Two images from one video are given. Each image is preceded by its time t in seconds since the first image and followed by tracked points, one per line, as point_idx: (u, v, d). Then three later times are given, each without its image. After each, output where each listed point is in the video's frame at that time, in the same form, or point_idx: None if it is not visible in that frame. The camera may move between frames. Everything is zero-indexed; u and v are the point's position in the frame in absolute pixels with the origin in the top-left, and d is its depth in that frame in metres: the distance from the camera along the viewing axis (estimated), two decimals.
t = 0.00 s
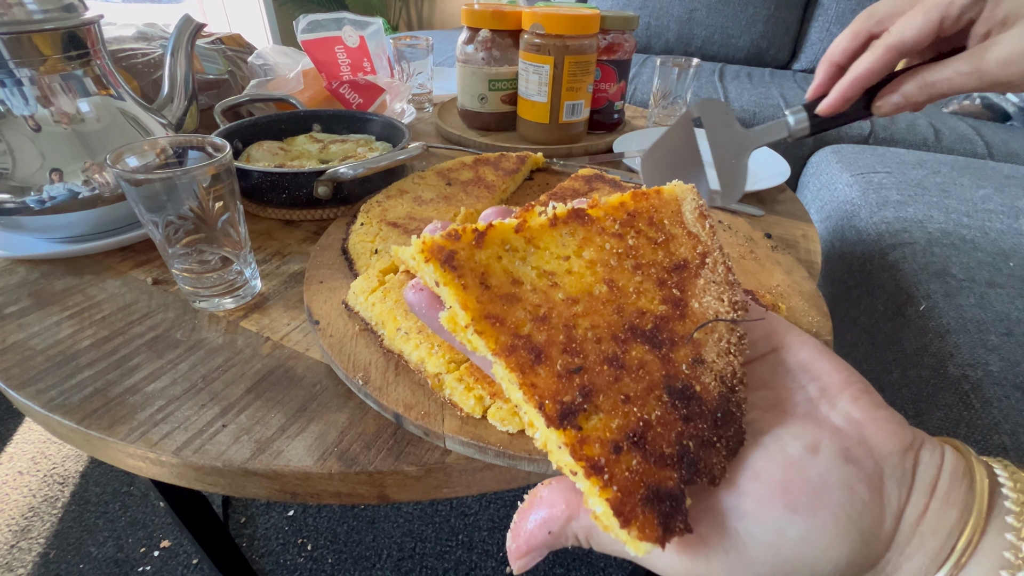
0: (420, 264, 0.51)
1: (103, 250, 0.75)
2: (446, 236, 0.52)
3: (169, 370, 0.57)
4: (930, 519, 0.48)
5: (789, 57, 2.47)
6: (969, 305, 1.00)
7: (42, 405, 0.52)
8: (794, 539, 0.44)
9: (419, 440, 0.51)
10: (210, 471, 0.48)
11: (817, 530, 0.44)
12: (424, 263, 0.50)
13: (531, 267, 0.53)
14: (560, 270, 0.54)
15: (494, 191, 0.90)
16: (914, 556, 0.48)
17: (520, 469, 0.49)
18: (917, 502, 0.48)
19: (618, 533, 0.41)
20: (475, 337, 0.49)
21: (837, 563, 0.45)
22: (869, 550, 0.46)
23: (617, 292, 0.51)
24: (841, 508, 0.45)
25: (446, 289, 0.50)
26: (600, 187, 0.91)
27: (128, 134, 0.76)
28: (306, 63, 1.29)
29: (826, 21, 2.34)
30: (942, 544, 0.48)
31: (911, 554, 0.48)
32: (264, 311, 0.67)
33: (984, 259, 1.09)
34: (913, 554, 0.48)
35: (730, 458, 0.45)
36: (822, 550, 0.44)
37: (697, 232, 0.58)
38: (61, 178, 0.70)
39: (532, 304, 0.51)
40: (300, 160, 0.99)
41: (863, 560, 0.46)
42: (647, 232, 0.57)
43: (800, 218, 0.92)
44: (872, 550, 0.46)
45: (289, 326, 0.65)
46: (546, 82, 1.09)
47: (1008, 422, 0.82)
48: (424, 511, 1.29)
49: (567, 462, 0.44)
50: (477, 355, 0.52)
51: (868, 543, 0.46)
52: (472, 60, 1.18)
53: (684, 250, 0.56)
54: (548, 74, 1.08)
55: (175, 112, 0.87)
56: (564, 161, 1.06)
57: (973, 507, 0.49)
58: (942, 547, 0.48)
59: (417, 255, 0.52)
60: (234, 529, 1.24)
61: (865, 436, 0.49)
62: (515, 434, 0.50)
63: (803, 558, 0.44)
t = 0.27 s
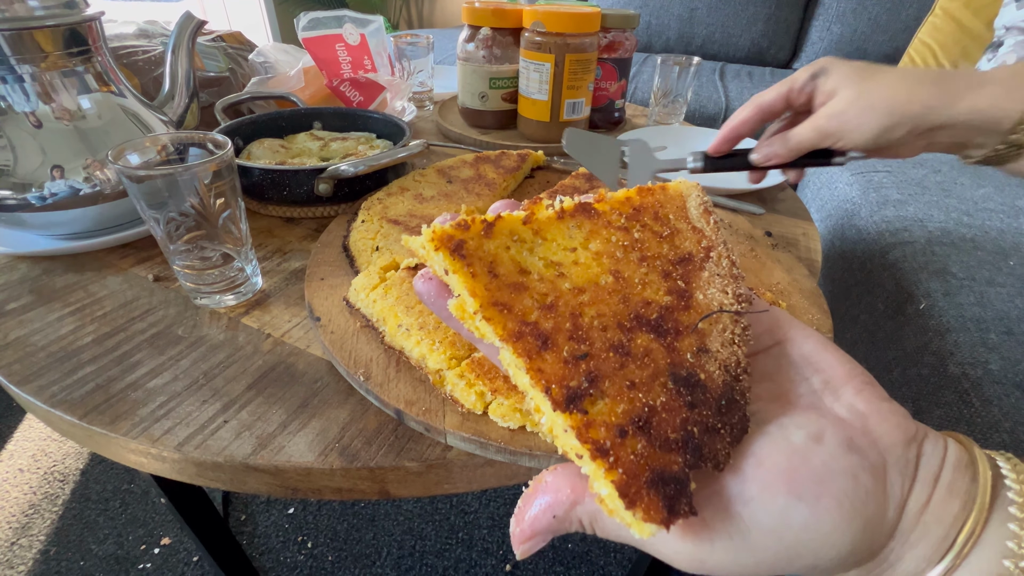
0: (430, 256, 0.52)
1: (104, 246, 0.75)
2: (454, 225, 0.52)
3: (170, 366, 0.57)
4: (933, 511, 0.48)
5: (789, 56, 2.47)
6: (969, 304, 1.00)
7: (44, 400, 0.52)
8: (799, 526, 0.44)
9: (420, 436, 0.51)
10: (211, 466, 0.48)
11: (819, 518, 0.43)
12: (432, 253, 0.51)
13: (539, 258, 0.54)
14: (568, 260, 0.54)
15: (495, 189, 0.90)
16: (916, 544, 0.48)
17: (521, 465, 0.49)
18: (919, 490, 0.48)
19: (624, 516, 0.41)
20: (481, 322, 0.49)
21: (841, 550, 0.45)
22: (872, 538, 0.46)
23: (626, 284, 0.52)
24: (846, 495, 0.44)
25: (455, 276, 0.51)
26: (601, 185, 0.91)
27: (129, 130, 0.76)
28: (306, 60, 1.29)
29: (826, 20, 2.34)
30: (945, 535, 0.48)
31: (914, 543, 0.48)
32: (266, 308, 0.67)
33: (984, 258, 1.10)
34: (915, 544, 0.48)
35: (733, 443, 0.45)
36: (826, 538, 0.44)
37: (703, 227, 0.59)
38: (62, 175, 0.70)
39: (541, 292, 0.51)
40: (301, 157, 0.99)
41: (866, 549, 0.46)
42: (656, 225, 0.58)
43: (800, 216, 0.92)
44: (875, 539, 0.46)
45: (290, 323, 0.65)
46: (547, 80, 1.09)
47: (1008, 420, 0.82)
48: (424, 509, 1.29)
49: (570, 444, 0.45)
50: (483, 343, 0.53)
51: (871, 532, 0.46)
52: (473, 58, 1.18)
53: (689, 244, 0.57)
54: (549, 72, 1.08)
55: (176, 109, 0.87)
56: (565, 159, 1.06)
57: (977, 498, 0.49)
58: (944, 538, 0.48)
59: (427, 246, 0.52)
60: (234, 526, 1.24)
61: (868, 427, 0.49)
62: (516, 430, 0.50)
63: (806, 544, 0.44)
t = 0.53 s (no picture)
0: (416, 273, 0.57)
1: (103, 245, 0.75)
2: (436, 251, 0.58)
3: (169, 365, 0.57)
4: (938, 500, 0.47)
5: (789, 55, 2.47)
6: (968, 303, 1.00)
7: (43, 399, 0.52)
8: (815, 502, 0.41)
9: (419, 434, 0.51)
10: (210, 464, 0.48)
11: (833, 493, 0.41)
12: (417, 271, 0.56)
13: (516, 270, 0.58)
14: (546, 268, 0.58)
15: (495, 188, 0.90)
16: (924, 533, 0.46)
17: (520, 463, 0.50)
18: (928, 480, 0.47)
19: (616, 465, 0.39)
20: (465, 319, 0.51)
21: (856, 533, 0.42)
22: (886, 520, 0.44)
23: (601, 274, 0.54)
24: (860, 477, 0.42)
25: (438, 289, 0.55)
26: (601, 184, 0.91)
27: (128, 129, 0.76)
28: (306, 59, 1.29)
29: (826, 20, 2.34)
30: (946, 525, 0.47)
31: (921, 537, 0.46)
32: (265, 307, 0.67)
33: (982, 258, 1.10)
34: (923, 536, 0.46)
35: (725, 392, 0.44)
36: (845, 516, 0.41)
37: (669, 227, 0.62)
38: (61, 173, 0.70)
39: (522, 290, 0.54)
40: (300, 156, 0.99)
41: (880, 534, 0.44)
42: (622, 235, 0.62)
43: (800, 215, 0.92)
44: (889, 527, 0.44)
45: (290, 322, 0.65)
46: (546, 80, 1.09)
47: (1006, 419, 0.82)
48: (423, 508, 1.29)
49: (555, 410, 0.44)
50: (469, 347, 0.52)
51: (886, 515, 0.44)
52: (472, 57, 1.18)
53: (657, 240, 0.60)
54: (548, 71, 1.08)
55: (176, 108, 0.87)
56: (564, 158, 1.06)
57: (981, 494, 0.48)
58: (949, 532, 0.47)
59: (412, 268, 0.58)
60: (234, 525, 1.24)
61: (870, 418, 0.48)
62: (516, 429, 0.50)
63: (825, 524, 0.41)
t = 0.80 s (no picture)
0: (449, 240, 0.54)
1: (103, 245, 0.75)
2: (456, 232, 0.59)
3: (169, 365, 0.57)
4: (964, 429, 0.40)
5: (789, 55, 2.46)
6: (967, 303, 1.00)
7: (42, 399, 0.52)
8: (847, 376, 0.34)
9: (418, 434, 0.51)
10: (209, 464, 0.48)
11: (865, 366, 0.34)
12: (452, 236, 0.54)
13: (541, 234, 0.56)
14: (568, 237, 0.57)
15: (494, 188, 0.90)
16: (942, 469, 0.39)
17: (519, 463, 0.49)
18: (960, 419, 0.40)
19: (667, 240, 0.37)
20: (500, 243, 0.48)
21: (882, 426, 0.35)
22: (923, 422, 0.36)
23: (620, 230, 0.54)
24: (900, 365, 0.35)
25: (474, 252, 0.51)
26: (600, 184, 0.91)
27: (128, 128, 0.76)
28: (305, 59, 1.29)
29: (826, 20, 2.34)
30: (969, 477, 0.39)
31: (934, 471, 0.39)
32: (264, 306, 0.67)
33: (981, 258, 1.10)
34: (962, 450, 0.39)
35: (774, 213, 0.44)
36: (874, 398, 0.34)
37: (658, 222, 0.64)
38: (60, 173, 0.70)
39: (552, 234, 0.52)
40: (300, 156, 0.99)
41: (907, 438, 0.37)
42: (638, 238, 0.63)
43: (799, 215, 0.92)
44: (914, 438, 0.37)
45: (289, 321, 0.65)
46: (546, 80, 1.09)
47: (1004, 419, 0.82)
48: (423, 508, 1.29)
49: (603, 239, 0.41)
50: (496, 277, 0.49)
51: (925, 413, 0.36)
52: (472, 57, 1.18)
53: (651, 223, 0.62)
54: (548, 71, 1.08)
55: (175, 107, 0.87)
56: (564, 158, 1.06)
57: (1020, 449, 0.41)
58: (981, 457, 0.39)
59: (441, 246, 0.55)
60: (233, 525, 1.24)
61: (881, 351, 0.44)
62: (514, 428, 0.50)
63: (850, 401, 0.34)
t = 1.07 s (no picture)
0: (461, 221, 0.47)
1: (102, 242, 0.75)
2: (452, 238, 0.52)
3: (167, 361, 0.57)
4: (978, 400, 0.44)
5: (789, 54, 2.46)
6: (966, 301, 1.00)
7: (40, 395, 0.52)
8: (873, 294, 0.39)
9: (417, 430, 0.51)
10: (208, 460, 0.48)
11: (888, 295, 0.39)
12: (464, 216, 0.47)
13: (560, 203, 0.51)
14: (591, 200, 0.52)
15: (493, 185, 0.90)
16: (965, 437, 0.42)
17: (518, 459, 0.49)
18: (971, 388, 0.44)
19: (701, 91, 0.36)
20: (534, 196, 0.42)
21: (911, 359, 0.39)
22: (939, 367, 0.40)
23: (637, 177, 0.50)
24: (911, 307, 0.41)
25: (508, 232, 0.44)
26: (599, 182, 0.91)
27: (126, 125, 0.76)
28: (304, 57, 1.29)
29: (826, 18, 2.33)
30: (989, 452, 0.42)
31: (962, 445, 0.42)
32: (263, 303, 0.67)
33: (981, 256, 1.10)
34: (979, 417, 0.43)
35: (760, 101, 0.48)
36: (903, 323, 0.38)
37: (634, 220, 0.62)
38: (59, 170, 0.70)
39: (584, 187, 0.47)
40: (299, 153, 0.99)
41: (933, 385, 0.40)
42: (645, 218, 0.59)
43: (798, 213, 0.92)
44: (939, 391, 0.41)
45: (288, 318, 0.65)
46: (544, 78, 1.09)
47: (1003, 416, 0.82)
48: (422, 506, 1.29)
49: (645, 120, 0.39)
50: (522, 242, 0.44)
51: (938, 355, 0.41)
52: (471, 55, 1.18)
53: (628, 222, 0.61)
54: (547, 69, 1.08)
55: (174, 105, 0.87)
56: (563, 156, 1.06)
57: None
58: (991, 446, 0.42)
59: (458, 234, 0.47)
60: (233, 523, 1.24)
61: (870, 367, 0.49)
62: (513, 424, 0.50)
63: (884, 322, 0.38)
